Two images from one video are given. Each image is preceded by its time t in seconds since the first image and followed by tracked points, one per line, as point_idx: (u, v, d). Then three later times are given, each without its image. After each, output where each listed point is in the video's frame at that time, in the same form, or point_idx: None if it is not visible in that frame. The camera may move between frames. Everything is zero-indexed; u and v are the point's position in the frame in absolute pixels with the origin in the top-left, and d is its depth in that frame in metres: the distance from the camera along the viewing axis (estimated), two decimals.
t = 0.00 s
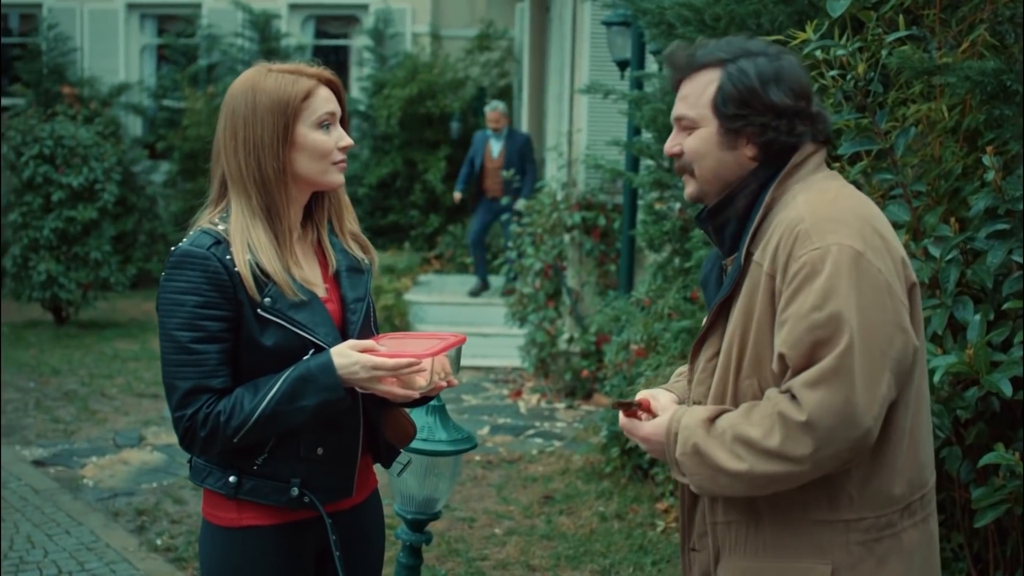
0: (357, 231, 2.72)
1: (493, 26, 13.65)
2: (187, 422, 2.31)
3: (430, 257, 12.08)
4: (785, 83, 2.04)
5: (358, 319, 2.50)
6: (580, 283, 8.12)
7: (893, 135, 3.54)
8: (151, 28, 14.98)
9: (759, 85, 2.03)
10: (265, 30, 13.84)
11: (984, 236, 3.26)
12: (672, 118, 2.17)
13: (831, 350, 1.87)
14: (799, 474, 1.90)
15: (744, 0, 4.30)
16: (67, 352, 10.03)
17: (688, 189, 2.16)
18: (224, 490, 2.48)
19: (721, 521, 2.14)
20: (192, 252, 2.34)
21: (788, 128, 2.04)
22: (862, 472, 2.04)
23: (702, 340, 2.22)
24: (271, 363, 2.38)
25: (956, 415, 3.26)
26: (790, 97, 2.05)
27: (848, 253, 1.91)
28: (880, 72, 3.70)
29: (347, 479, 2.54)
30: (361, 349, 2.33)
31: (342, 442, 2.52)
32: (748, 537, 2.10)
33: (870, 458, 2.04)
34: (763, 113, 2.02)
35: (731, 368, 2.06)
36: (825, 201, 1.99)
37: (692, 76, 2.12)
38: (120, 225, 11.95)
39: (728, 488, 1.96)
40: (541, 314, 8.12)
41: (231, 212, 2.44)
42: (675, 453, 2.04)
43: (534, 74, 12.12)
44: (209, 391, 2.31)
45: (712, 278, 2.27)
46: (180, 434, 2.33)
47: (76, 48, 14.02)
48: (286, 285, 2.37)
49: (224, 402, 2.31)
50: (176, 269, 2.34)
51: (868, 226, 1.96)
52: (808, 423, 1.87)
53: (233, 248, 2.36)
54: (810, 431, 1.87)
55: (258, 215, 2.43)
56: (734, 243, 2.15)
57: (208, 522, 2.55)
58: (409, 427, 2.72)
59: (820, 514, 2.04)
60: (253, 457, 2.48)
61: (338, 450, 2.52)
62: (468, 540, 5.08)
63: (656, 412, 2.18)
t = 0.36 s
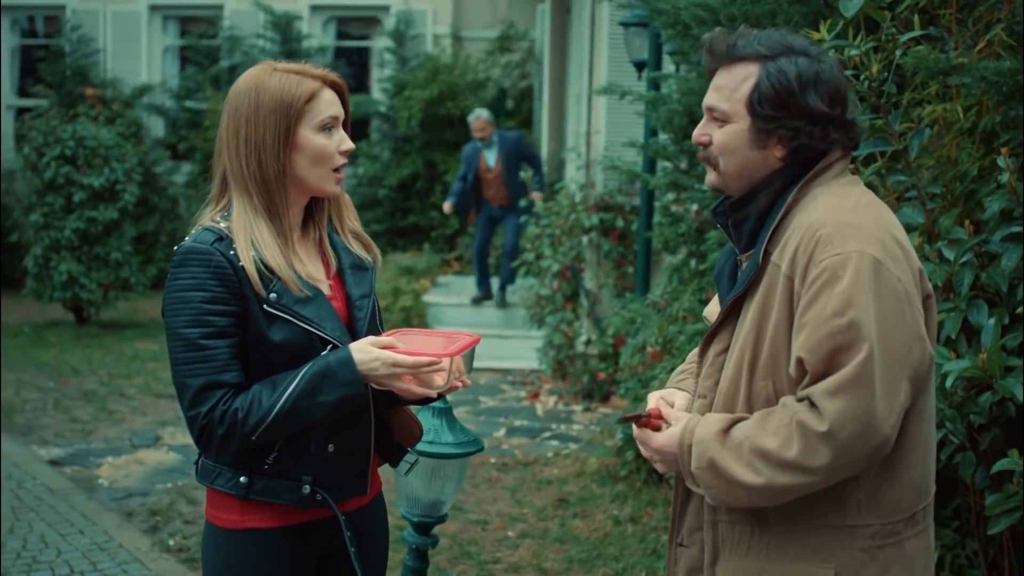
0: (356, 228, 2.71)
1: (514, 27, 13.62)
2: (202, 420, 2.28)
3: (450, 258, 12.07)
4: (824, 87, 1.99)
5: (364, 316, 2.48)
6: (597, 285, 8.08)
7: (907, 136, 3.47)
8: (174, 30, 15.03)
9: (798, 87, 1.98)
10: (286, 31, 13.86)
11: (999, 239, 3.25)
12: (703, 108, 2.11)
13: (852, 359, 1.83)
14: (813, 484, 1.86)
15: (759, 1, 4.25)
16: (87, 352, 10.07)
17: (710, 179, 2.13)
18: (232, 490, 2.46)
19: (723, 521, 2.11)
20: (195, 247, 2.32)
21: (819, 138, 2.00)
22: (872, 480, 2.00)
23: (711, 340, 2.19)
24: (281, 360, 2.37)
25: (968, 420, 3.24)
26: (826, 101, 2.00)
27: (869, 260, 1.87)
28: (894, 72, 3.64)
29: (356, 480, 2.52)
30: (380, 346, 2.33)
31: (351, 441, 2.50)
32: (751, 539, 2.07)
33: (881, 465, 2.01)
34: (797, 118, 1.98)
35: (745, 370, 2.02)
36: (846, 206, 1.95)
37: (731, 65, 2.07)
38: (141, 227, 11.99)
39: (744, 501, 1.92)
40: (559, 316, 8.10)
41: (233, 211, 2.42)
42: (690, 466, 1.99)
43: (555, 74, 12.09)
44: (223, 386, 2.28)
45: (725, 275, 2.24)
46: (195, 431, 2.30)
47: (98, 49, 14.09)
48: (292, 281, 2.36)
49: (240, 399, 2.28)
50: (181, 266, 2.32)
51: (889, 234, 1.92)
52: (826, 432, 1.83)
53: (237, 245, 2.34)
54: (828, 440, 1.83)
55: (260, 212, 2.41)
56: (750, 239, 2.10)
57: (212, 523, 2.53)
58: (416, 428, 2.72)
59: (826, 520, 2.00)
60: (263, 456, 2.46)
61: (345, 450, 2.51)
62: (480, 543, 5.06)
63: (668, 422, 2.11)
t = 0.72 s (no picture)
0: (344, 228, 2.71)
1: (529, 29, 13.62)
2: (228, 414, 2.25)
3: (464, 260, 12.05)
4: (821, 91, 1.97)
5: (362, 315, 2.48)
6: (610, 288, 8.05)
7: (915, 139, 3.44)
8: (190, 32, 15.07)
9: (797, 92, 1.96)
10: (302, 34, 13.84)
11: (1006, 243, 3.22)
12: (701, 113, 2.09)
13: (856, 365, 1.80)
14: (817, 495, 1.84)
15: (768, 2, 4.21)
16: (101, 352, 10.09)
17: (710, 183, 2.11)
18: (240, 489, 2.44)
19: (728, 533, 2.08)
20: (185, 248, 2.32)
21: (819, 143, 1.98)
22: (877, 487, 1.97)
23: (712, 349, 2.15)
24: (284, 363, 2.35)
25: (976, 427, 3.21)
26: (824, 105, 1.98)
27: (869, 265, 1.84)
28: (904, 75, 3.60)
29: (355, 476, 2.53)
30: (413, 341, 2.35)
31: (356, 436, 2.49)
32: (756, 554, 2.04)
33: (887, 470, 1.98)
34: (796, 122, 1.96)
35: (749, 378, 1.99)
36: (845, 211, 1.93)
37: (730, 70, 2.05)
38: (157, 228, 12.02)
39: (753, 518, 1.90)
40: (571, 319, 8.09)
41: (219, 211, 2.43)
42: (698, 489, 1.97)
43: (569, 76, 12.05)
44: (241, 374, 2.27)
45: (726, 282, 2.22)
46: (223, 427, 2.27)
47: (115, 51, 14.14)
48: (281, 277, 2.36)
49: (269, 392, 2.26)
50: (179, 267, 2.32)
51: (890, 239, 1.89)
52: (829, 440, 1.81)
53: (228, 243, 2.35)
54: (833, 449, 1.81)
55: (249, 211, 2.42)
56: (752, 244, 2.08)
57: (212, 527, 2.50)
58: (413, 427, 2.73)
59: (832, 525, 1.97)
60: (270, 454, 2.44)
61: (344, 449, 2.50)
62: (487, 546, 5.04)
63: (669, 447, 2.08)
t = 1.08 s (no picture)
0: (334, 230, 2.70)
1: (536, 30, 13.60)
2: (230, 419, 2.22)
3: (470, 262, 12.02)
4: (787, 90, 1.95)
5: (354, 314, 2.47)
6: (614, 290, 8.03)
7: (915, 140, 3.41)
8: (197, 33, 15.08)
9: (761, 97, 1.94)
10: (309, 35, 13.76)
11: (1006, 244, 3.19)
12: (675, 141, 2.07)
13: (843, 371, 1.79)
14: (800, 497, 1.83)
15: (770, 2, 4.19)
16: (107, 354, 10.09)
17: (709, 211, 2.09)
18: (238, 492, 2.40)
19: (717, 535, 2.07)
20: (177, 253, 2.30)
21: (796, 141, 1.96)
22: (865, 489, 1.95)
23: (706, 356, 2.13)
24: (278, 367, 2.34)
25: (976, 429, 3.19)
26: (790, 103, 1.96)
27: (860, 273, 1.83)
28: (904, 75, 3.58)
29: (352, 477, 2.50)
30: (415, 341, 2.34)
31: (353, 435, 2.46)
32: (745, 554, 2.04)
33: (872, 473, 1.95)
34: (770, 126, 1.95)
35: (736, 383, 1.98)
36: (836, 217, 1.91)
37: (692, 93, 2.03)
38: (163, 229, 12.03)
39: (732, 516, 1.90)
40: (576, 321, 8.08)
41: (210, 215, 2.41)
42: (677, 483, 1.96)
43: (576, 77, 12.02)
44: (240, 379, 2.25)
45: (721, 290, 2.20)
46: (225, 432, 2.24)
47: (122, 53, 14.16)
48: (275, 280, 2.35)
49: (270, 396, 2.23)
50: (172, 273, 2.29)
51: (879, 245, 1.88)
52: (811, 446, 1.80)
53: (219, 248, 2.33)
54: (811, 454, 1.80)
55: (239, 216, 2.40)
56: (743, 253, 2.06)
57: (208, 530, 2.48)
58: (407, 426, 2.70)
59: (822, 530, 1.96)
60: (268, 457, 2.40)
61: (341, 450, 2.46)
62: (488, 549, 5.03)
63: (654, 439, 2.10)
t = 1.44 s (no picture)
0: (325, 227, 2.68)
1: (539, 30, 13.58)
2: (222, 422, 2.20)
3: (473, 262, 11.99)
4: (738, 100, 1.97)
5: (343, 313, 2.48)
6: (616, 290, 8.01)
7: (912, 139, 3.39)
8: (201, 34, 15.07)
9: (713, 109, 1.96)
10: (312, 36, 13.70)
11: (1005, 243, 3.17)
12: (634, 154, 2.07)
13: (820, 370, 1.79)
14: (787, 496, 1.83)
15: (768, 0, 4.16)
16: (109, 355, 10.09)
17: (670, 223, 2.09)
18: (230, 496, 2.37)
19: (710, 546, 2.05)
20: (167, 255, 2.28)
21: (753, 148, 1.97)
22: (854, 487, 1.94)
23: (687, 369, 2.14)
24: (270, 367, 2.32)
25: (974, 430, 3.16)
26: (745, 111, 1.98)
27: (830, 272, 1.84)
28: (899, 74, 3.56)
29: (347, 478, 2.49)
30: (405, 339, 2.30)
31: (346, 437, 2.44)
32: (739, 556, 2.02)
33: (859, 471, 1.94)
34: (725, 136, 1.96)
35: (715, 391, 1.99)
36: (803, 218, 1.93)
37: (643, 112, 2.04)
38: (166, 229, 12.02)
39: (716, 511, 1.91)
40: (578, 321, 8.06)
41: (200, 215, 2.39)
42: (661, 477, 1.98)
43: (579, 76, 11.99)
44: (233, 382, 2.23)
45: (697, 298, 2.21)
46: (217, 436, 2.21)
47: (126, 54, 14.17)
48: (267, 282, 2.33)
49: (261, 398, 2.21)
50: (160, 277, 2.27)
51: (848, 242, 1.89)
52: (793, 445, 1.80)
53: (210, 249, 2.31)
54: (794, 454, 1.81)
55: (230, 216, 2.38)
56: (714, 265, 2.08)
57: (200, 534, 2.45)
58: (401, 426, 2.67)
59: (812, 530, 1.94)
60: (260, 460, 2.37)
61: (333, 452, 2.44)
62: (487, 550, 5.01)
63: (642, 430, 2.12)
